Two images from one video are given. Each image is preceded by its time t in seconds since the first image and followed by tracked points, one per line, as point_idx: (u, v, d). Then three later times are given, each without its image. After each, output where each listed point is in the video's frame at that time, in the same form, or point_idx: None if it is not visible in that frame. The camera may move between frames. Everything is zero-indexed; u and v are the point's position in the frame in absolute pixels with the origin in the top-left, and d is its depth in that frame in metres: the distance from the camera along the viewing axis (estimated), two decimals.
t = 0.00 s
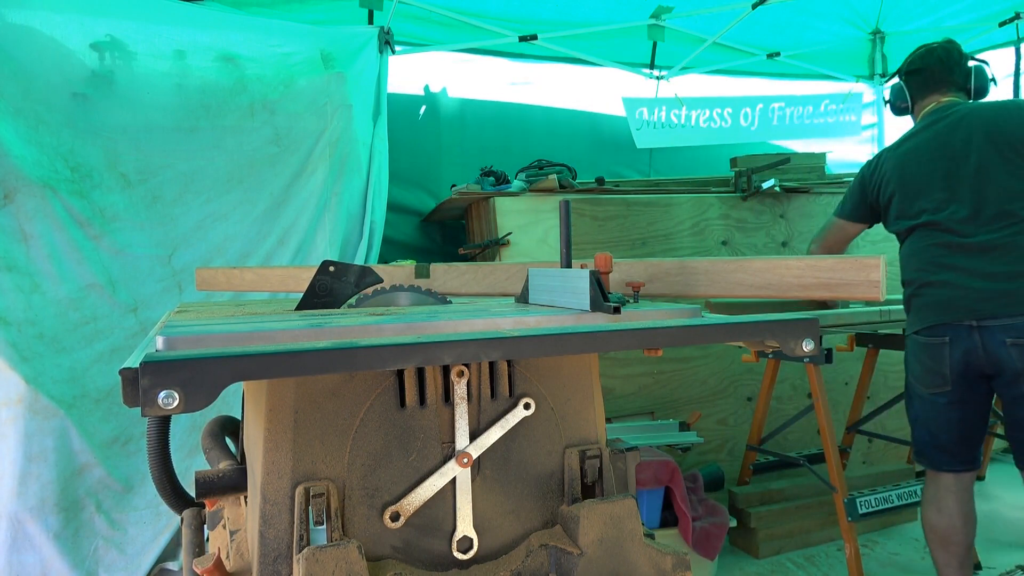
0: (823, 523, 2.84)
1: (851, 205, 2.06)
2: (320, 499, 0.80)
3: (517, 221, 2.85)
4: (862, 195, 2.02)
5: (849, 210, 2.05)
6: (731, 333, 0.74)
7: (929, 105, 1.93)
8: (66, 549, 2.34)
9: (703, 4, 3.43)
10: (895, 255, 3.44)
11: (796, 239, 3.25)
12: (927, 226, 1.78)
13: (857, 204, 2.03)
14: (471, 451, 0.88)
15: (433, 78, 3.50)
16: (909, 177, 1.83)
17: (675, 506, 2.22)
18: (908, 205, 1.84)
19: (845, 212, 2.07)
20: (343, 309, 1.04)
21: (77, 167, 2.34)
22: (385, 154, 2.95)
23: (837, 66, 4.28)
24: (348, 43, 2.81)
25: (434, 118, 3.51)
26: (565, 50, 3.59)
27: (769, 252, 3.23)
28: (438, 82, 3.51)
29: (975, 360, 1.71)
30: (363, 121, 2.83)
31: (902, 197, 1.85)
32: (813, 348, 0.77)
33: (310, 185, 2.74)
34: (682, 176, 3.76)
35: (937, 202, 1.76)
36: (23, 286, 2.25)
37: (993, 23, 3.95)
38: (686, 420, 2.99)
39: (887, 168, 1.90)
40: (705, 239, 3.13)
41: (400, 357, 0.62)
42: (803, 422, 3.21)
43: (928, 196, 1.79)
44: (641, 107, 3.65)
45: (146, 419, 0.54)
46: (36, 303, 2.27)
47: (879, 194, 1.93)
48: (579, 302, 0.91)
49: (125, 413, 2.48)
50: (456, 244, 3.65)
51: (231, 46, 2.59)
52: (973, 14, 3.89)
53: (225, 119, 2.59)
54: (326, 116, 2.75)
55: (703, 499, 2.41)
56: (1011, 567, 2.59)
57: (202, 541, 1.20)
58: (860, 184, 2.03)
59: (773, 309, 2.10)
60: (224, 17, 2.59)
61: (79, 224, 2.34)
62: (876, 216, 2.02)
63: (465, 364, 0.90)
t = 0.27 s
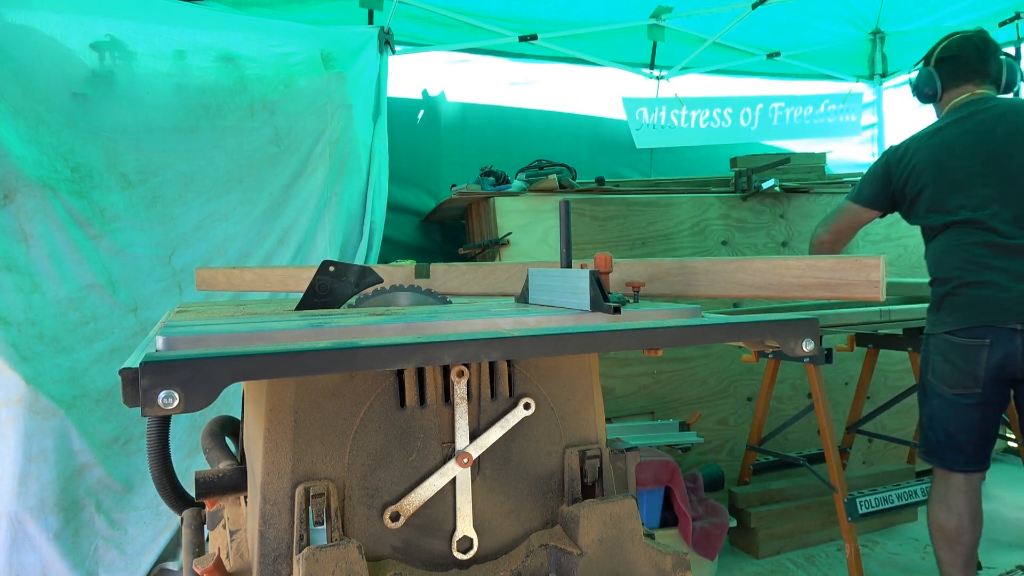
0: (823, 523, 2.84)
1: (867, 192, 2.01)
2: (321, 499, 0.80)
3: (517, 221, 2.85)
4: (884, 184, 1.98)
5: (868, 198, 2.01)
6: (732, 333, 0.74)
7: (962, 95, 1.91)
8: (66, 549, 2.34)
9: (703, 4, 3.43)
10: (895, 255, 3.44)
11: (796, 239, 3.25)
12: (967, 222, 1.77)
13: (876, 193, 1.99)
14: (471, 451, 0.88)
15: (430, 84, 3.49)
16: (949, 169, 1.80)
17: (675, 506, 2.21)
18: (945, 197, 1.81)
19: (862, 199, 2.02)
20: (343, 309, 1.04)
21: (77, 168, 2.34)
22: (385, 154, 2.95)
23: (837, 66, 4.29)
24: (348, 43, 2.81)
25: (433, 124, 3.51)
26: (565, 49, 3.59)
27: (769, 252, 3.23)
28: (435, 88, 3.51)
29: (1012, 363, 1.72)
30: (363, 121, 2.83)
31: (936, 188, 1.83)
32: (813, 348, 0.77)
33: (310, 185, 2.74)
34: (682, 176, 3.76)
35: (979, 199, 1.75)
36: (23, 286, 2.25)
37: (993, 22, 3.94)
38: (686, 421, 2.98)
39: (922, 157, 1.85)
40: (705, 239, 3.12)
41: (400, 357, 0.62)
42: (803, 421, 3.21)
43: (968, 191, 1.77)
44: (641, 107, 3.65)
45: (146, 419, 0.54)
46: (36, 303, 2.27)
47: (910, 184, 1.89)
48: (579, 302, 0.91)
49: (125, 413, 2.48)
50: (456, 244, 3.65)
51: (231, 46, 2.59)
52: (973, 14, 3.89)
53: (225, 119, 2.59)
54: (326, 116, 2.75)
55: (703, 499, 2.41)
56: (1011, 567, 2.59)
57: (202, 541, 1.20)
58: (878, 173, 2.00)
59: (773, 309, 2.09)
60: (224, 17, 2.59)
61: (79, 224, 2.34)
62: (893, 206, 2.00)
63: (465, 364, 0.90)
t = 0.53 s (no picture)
0: (823, 523, 2.84)
1: (915, 162, 1.78)
2: (321, 499, 0.80)
3: (517, 221, 2.85)
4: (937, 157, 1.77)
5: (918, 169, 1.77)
6: (732, 333, 0.74)
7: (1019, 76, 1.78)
8: (66, 549, 2.34)
9: (703, 4, 3.43)
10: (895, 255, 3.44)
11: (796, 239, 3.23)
12: None
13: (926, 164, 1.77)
14: (471, 452, 0.88)
15: (428, 87, 3.49)
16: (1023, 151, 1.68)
17: (675, 506, 2.21)
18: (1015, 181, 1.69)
19: (907, 168, 1.78)
20: (343, 309, 1.04)
21: (77, 167, 2.34)
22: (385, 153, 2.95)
23: (837, 66, 4.29)
24: (348, 43, 2.81)
25: (432, 125, 3.51)
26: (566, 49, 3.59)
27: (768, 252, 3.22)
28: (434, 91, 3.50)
29: None
30: (364, 121, 2.84)
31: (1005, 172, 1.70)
32: (813, 348, 0.77)
33: (310, 185, 2.74)
34: (682, 176, 3.76)
35: None
36: (23, 286, 2.25)
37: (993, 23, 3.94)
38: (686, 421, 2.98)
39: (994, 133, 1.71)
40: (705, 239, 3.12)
41: (400, 357, 0.62)
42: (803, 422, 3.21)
43: None
44: (641, 108, 3.65)
45: (146, 419, 0.54)
46: (36, 303, 2.27)
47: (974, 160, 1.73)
48: (579, 302, 0.91)
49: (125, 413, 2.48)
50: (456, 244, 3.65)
51: (231, 46, 2.59)
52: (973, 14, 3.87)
53: (225, 119, 2.59)
54: (326, 116, 2.75)
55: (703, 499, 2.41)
56: (1011, 567, 2.59)
57: (202, 541, 1.20)
58: (929, 142, 1.78)
59: (773, 309, 2.09)
60: (224, 17, 2.59)
61: (79, 224, 2.34)
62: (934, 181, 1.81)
63: (465, 364, 0.90)
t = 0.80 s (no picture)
0: (823, 523, 2.84)
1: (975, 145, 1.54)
2: (320, 499, 0.80)
3: (517, 221, 2.85)
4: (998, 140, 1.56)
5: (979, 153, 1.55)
6: (732, 333, 0.74)
7: None
8: (66, 549, 2.34)
9: (703, 4, 3.43)
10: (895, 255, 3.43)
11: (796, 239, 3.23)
12: None
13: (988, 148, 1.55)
14: (471, 451, 0.88)
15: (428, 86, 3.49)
16: None
17: (675, 506, 2.21)
18: None
19: (966, 151, 1.55)
20: (343, 309, 1.04)
21: (77, 168, 2.34)
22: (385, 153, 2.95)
23: (837, 66, 4.28)
24: (349, 44, 2.81)
25: (433, 124, 3.51)
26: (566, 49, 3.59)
27: (769, 252, 3.21)
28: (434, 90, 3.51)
29: None
30: (364, 121, 2.84)
31: None
32: (813, 348, 0.77)
33: (310, 185, 2.74)
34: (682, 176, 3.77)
35: None
36: (23, 286, 2.25)
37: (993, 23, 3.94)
38: (686, 421, 2.98)
39: None
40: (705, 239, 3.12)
41: (400, 357, 0.62)
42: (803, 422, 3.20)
43: None
44: (641, 108, 3.66)
45: (146, 419, 0.54)
46: (36, 303, 2.27)
47: None
48: (579, 302, 0.91)
49: (125, 413, 2.48)
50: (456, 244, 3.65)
51: (231, 46, 2.59)
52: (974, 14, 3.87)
53: (225, 119, 2.59)
54: (326, 116, 2.75)
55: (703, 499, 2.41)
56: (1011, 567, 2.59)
57: (202, 541, 1.20)
58: (992, 123, 1.56)
59: (773, 309, 2.09)
60: (225, 18, 2.59)
61: (79, 224, 2.34)
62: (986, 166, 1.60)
63: (465, 364, 0.90)
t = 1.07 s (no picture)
0: (823, 523, 2.84)
1: (1006, 145, 1.38)
2: (320, 499, 0.80)
3: (517, 221, 2.85)
4: None
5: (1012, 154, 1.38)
6: (732, 333, 0.74)
7: None
8: (66, 549, 2.34)
9: (703, 4, 3.43)
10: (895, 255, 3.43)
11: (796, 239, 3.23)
12: None
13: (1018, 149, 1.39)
14: (471, 451, 0.88)
15: (429, 85, 3.49)
16: None
17: (675, 506, 2.21)
18: None
19: (1000, 151, 1.38)
20: (343, 309, 1.04)
21: (77, 168, 2.34)
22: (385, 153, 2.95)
23: (837, 66, 4.29)
24: (349, 44, 2.81)
25: (433, 124, 3.51)
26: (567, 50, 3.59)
27: (769, 252, 3.21)
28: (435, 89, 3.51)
29: None
30: (364, 121, 2.84)
31: None
32: (813, 348, 0.77)
33: (310, 185, 2.74)
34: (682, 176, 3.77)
35: None
36: (23, 286, 2.24)
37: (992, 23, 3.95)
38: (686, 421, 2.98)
39: None
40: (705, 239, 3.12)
41: (401, 357, 0.62)
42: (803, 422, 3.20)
43: None
44: (641, 108, 3.66)
45: (146, 418, 0.54)
46: (36, 303, 2.27)
47: None
48: (579, 302, 0.91)
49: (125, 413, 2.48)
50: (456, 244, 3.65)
51: (231, 46, 2.59)
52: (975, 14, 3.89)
53: (225, 119, 2.59)
54: (326, 116, 2.75)
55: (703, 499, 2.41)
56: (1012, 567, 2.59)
57: (202, 541, 1.20)
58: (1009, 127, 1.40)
59: (774, 309, 2.09)
60: (225, 17, 2.59)
61: (79, 224, 2.34)
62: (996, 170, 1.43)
63: (465, 364, 0.90)
